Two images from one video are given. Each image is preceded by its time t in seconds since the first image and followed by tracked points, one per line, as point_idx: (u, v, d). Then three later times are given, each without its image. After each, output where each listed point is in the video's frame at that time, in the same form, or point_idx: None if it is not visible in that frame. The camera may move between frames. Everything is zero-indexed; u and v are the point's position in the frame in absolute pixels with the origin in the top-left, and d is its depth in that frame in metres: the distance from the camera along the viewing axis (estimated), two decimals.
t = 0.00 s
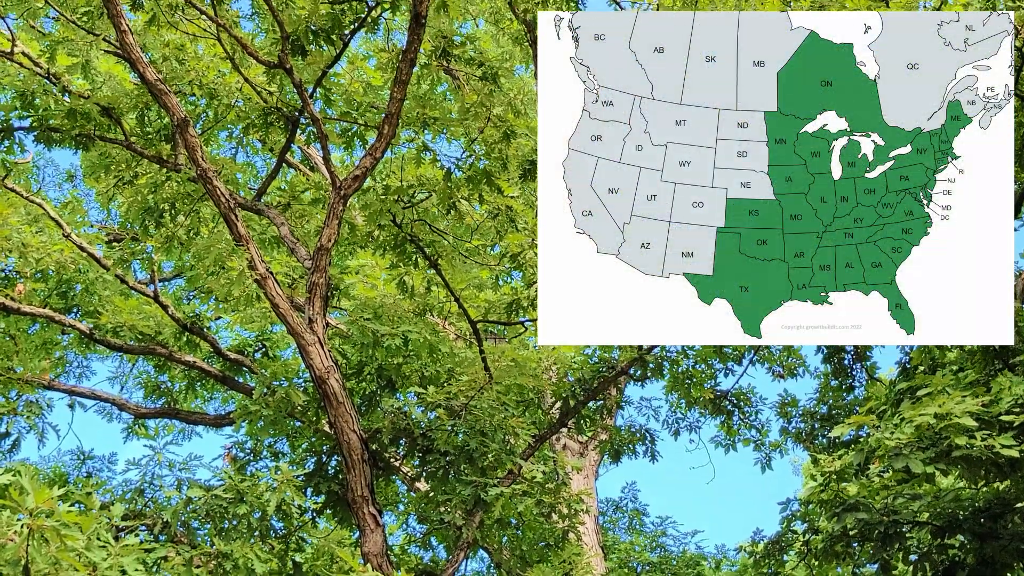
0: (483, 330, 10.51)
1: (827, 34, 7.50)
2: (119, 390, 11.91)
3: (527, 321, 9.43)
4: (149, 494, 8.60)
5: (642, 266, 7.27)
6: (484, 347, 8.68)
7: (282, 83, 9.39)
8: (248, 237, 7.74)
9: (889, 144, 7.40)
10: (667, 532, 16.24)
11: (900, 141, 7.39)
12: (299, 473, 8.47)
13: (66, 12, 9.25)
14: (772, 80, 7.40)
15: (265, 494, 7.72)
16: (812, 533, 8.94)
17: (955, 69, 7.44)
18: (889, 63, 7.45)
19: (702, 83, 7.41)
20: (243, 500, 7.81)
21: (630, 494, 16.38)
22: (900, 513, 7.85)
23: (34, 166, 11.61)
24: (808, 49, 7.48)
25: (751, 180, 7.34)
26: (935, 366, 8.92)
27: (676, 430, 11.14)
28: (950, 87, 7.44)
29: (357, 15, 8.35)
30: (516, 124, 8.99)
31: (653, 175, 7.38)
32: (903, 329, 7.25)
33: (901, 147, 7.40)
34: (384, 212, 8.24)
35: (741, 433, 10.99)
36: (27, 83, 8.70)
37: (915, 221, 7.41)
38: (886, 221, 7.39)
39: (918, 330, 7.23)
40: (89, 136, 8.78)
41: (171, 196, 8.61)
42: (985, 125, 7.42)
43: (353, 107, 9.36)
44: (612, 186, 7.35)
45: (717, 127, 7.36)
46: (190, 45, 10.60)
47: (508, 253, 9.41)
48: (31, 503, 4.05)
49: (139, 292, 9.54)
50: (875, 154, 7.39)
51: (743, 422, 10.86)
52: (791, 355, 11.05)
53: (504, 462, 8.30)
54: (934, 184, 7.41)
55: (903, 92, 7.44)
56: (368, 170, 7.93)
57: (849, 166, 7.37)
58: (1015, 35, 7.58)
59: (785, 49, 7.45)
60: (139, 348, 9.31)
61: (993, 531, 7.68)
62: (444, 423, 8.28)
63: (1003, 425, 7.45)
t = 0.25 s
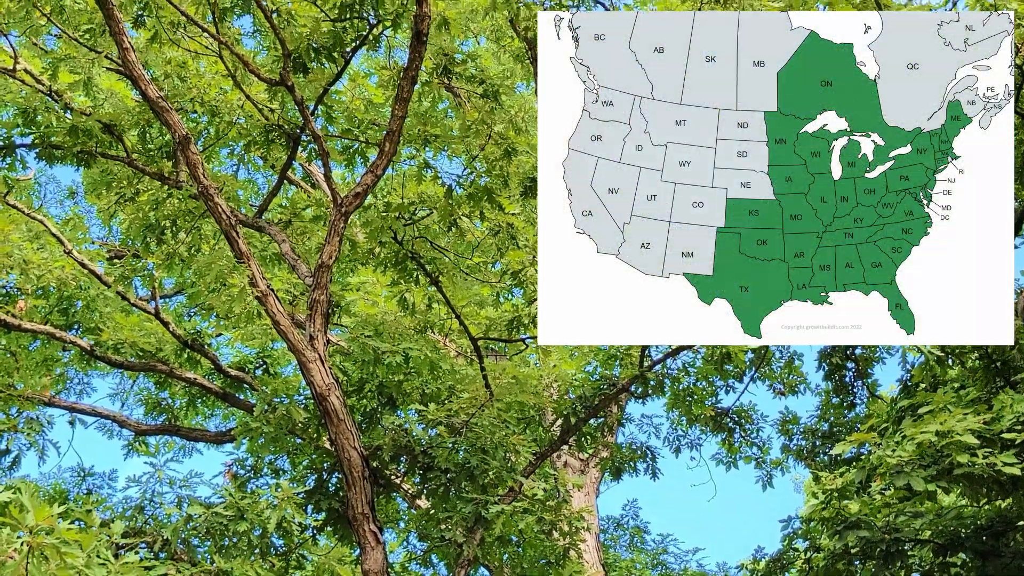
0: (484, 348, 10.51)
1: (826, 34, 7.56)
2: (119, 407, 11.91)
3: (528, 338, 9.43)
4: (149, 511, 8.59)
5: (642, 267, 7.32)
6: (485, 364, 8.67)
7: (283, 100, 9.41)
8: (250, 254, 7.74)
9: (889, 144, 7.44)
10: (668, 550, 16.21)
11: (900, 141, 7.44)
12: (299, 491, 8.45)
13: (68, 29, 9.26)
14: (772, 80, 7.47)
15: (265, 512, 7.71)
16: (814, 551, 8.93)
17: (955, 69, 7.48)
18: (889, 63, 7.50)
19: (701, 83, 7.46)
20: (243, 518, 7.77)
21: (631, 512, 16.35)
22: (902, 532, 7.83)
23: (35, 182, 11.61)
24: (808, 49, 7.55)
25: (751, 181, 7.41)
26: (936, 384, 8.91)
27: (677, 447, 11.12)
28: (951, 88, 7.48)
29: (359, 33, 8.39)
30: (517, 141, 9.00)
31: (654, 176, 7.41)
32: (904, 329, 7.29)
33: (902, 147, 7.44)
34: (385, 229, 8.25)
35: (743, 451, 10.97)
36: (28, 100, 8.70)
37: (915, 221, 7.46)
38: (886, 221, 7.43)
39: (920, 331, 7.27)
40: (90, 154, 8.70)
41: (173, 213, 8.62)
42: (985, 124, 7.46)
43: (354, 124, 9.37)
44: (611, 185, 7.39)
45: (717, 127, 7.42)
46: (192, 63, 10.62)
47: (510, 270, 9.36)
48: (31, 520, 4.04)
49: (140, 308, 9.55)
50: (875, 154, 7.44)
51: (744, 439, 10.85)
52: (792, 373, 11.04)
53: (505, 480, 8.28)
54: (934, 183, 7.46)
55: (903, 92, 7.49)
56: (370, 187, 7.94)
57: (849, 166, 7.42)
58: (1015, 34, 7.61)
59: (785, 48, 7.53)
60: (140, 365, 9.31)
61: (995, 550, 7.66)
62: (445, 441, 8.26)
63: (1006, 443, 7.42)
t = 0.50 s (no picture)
0: (485, 367, 10.50)
1: (827, 34, 7.94)
2: (120, 425, 11.91)
3: (530, 357, 9.41)
4: (150, 529, 8.59)
5: (642, 266, 7.67)
6: (486, 383, 8.68)
7: (285, 119, 9.45)
8: (251, 273, 7.72)
9: (890, 143, 7.79)
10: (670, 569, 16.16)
11: (900, 141, 7.79)
12: (300, 510, 8.44)
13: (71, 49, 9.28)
14: (772, 79, 7.83)
15: (266, 531, 7.71)
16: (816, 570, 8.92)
17: (956, 69, 7.90)
18: (888, 62, 7.89)
19: (701, 83, 7.85)
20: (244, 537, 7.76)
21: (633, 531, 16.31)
22: (904, 551, 7.82)
23: (38, 201, 11.61)
24: (808, 49, 7.93)
25: (751, 181, 7.75)
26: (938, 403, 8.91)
27: (678, 466, 11.12)
28: (951, 87, 7.88)
29: (360, 52, 8.36)
30: (519, 160, 9.03)
31: (654, 176, 7.77)
32: (904, 329, 7.63)
33: (902, 147, 7.79)
34: (386, 248, 8.24)
35: (744, 470, 10.96)
36: (32, 119, 8.74)
37: (915, 221, 7.78)
38: (887, 222, 7.75)
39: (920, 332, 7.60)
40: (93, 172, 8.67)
41: (175, 232, 8.62)
42: (985, 123, 7.82)
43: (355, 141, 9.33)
44: (611, 186, 7.72)
45: (718, 127, 7.81)
46: (194, 82, 10.67)
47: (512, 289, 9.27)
48: (33, 539, 4.03)
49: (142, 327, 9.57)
50: (875, 153, 7.79)
51: (746, 458, 10.84)
52: (794, 392, 11.03)
53: (507, 499, 8.28)
54: (935, 183, 7.79)
55: (902, 89, 7.85)
56: (372, 206, 7.94)
57: (850, 165, 7.78)
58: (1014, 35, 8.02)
59: (785, 49, 7.90)
60: (141, 383, 9.32)
61: (997, 570, 7.64)
62: (446, 460, 8.26)
63: (1007, 463, 7.42)
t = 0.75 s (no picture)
0: (487, 383, 10.51)
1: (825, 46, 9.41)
2: (121, 441, 11.89)
3: (532, 374, 9.41)
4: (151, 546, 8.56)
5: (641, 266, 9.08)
6: (488, 399, 8.67)
7: (288, 136, 9.47)
8: (253, 289, 7.68)
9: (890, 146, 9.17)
10: None
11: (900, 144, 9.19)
12: (301, 527, 8.41)
13: (74, 65, 9.29)
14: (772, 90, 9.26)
15: (268, 548, 7.68)
16: None
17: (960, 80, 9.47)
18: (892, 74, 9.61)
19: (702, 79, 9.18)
20: (245, 554, 7.73)
21: (633, 548, 16.27)
22: (907, 568, 7.79)
23: (40, 217, 11.63)
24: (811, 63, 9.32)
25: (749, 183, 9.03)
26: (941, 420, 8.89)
27: (680, 482, 11.10)
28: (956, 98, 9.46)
29: (362, 68, 8.37)
30: (521, 177, 9.03)
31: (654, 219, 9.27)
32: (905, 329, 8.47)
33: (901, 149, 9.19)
34: (388, 265, 8.27)
35: (746, 487, 10.94)
36: (34, 135, 8.75)
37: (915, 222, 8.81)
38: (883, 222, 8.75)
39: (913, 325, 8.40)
40: (96, 188, 8.67)
41: (177, 248, 8.62)
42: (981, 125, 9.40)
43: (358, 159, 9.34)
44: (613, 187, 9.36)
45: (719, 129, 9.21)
46: (196, 99, 10.69)
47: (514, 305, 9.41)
48: (34, 557, 4.01)
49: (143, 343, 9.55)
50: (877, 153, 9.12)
51: (748, 475, 10.82)
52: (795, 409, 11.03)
53: (509, 515, 8.25)
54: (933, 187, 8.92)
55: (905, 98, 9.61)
56: (374, 222, 7.94)
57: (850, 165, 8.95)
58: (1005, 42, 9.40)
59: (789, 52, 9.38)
60: (143, 399, 9.30)
61: None
62: (448, 477, 8.23)
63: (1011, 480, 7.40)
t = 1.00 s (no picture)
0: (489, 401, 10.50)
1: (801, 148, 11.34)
2: (124, 459, 11.89)
3: (534, 391, 9.41)
4: (153, 564, 8.55)
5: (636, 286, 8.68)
6: (491, 417, 8.66)
7: (290, 154, 9.49)
8: (256, 308, 7.67)
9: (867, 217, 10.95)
10: None
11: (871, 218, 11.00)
12: (303, 546, 8.39)
13: (78, 84, 9.33)
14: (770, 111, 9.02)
15: (269, 567, 7.67)
16: None
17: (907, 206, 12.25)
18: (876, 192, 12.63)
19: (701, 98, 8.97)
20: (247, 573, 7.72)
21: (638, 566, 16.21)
22: None
23: (43, 234, 11.63)
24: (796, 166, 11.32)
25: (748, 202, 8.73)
26: (944, 439, 8.88)
27: (684, 500, 11.08)
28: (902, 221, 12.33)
29: (366, 87, 8.39)
30: (523, 195, 9.04)
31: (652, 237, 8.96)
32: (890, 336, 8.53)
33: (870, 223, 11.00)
34: (392, 283, 8.33)
35: (749, 505, 10.92)
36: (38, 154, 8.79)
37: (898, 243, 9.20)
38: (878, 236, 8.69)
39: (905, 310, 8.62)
40: (99, 207, 8.69)
41: (180, 266, 8.64)
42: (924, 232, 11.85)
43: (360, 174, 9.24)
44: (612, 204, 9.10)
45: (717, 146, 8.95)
46: (200, 117, 10.71)
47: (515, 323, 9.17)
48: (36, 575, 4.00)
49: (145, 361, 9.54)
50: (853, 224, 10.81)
51: (751, 493, 10.81)
52: (799, 427, 11.02)
53: (511, 534, 8.23)
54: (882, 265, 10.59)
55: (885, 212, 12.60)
56: (376, 241, 7.94)
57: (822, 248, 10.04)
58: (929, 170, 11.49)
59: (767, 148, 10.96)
60: (145, 417, 9.29)
61: None
62: (451, 496, 8.21)
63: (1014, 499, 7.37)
